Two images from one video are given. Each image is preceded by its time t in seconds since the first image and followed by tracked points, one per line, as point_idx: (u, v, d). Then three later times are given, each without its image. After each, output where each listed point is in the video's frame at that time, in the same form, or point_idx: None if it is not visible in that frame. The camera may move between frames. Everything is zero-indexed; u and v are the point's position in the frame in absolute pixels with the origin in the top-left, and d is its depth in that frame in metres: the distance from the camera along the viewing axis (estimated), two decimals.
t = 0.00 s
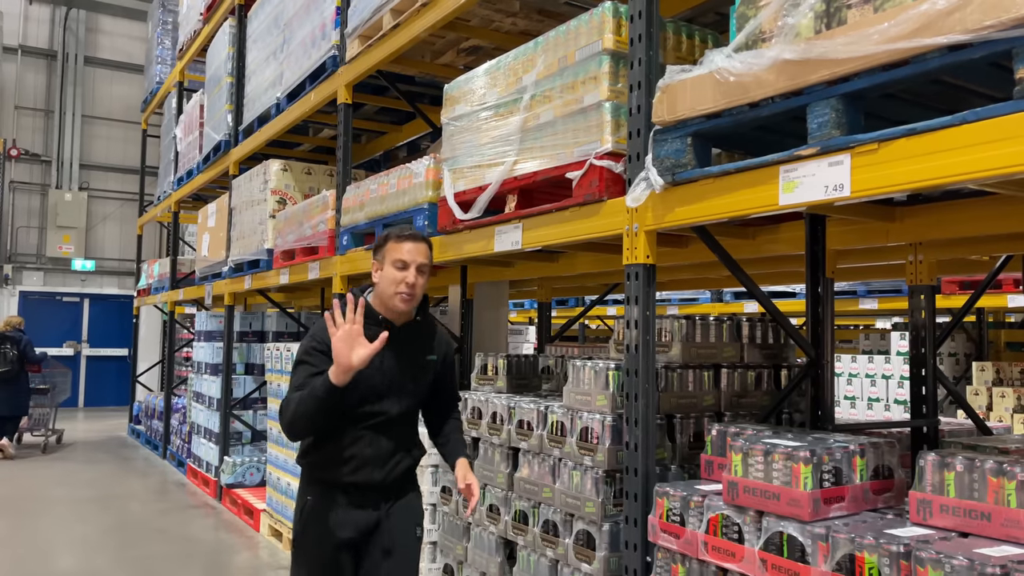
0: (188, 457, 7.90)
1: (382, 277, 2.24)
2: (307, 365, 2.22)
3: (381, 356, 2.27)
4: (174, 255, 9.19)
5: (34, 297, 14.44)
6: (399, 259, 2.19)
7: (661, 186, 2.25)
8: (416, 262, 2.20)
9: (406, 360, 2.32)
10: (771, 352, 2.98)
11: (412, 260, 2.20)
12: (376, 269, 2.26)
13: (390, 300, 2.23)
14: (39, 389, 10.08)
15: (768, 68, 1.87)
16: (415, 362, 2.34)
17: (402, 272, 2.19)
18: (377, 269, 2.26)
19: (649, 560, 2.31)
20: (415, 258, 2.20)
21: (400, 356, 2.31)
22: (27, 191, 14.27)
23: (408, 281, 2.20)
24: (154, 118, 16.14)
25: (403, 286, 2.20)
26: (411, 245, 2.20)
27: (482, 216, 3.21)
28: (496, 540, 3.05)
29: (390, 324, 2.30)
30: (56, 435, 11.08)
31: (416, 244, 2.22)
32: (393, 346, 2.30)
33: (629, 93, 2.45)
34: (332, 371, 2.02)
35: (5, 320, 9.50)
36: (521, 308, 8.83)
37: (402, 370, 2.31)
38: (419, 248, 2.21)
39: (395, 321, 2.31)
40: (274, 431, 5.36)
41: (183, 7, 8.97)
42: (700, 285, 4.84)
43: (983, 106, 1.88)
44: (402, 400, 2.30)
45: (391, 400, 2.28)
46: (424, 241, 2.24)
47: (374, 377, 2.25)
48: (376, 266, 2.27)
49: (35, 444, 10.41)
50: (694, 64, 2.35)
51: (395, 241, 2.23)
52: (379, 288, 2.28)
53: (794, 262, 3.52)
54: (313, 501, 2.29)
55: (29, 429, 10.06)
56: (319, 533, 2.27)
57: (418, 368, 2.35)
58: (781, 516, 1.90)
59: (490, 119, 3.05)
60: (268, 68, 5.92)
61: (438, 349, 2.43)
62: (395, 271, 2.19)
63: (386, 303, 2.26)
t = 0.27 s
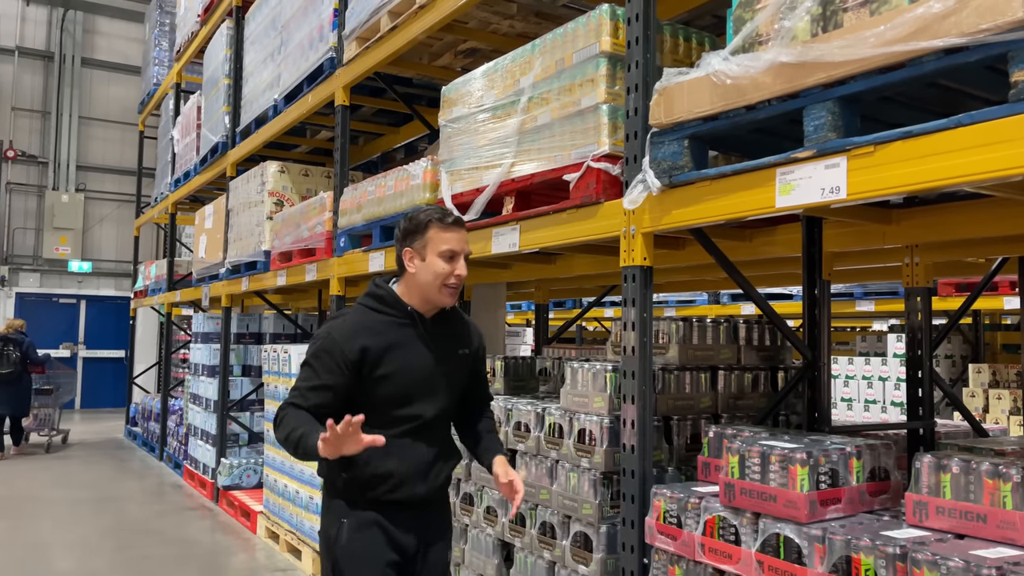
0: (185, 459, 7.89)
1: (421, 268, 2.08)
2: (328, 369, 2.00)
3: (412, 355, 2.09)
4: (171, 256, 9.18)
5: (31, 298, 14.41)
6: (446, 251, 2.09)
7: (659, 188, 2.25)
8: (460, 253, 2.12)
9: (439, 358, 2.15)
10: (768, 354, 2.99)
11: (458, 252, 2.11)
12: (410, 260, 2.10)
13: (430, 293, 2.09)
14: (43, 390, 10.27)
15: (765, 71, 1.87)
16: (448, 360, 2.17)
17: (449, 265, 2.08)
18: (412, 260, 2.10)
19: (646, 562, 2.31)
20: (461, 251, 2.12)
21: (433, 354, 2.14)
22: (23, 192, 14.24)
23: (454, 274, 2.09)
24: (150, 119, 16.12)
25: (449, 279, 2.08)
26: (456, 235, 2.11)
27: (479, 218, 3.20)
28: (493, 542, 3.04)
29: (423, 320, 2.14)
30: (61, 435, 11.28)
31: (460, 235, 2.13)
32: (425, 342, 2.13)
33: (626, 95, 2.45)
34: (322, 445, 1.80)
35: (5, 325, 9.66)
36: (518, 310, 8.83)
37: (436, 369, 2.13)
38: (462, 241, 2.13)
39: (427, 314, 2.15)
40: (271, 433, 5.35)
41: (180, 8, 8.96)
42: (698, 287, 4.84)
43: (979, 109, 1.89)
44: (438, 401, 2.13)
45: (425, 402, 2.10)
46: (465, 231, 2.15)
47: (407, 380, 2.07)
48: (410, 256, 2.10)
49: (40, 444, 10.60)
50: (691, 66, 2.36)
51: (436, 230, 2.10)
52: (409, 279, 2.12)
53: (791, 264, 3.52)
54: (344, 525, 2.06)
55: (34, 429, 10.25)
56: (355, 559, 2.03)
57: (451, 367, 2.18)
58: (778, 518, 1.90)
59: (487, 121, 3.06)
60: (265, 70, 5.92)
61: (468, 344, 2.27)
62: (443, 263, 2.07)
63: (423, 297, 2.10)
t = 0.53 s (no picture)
0: (181, 461, 7.88)
1: (442, 256, 1.91)
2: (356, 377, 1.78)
3: (442, 354, 1.90)
4: (167, 258, 9.17)
5: (26, 300, 14.37)
6: (467, 234, 1.90)
7: (655, 190, 2.26)
8: (484, 236, 1.93)
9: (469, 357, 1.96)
10: (764, 355, 2.99)
11: (481, 235, 1.93)
12: (431, 248, 1.94)
13: (455, 283, 1.91)
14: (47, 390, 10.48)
15: (761, 74, 1.88)
16: (478, 358, 1.99)
17: (471, 248, 1.90)
18: (433, 247, 1.94)
19: (642, 563, 2.31)
20: (485, 234, 1.93)
21: (462, 353, 1.95)
22: (18, 194, 14.21)
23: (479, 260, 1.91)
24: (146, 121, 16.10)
25: (472, 267, 1.90)
26: (478, 217, 1.93)
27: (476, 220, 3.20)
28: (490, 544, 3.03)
29: (448, 314, 1.95)
30: (66, 435, 11.43)
31: (483, 218, 1.94)
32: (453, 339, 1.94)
33: (623, 97, 2.45)
34: (383, 476, 1.63)
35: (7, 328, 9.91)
36: (515, 312, 8.83)
37: (466, 372, 1.94)
38: (486, 224, 1.94)
39: (452, 308, 1.97)
40: (267, 435, 5.34)
41: (176, 10, 8.95)
42: (694, 289, 4.85)
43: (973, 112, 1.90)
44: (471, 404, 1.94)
45: (458, 408, 1.92)
46: (488, 212, 1.97)
47: (439, 383, 1.88)
48: (430, 244, 1.94)
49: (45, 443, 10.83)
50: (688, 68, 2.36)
51: (455, 212, 1.93)
52: (431, 269, 1.95)
53: (787, 266, 3.53)
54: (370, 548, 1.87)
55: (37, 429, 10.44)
56: None
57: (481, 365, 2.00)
58: (774, 519, 1.91)
59: (484, 123, 3.06)
60: (262, 71, 5.92)
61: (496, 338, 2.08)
62: (466, 247, 1.90)
63: (446, 287, 1.92)
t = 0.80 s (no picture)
0: (175, 463, 7.85)
1: (477, 249, 1.77)
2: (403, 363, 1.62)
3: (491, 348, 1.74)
4: (162, 259, 9.14)
5: (20, 301, 14.30)
6: (503, 224, 1.76)
7: (650, 192, 2.26)
8: (522, 227, 1.77)
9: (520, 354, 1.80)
10: (760, 357, 2.99)
11: (519, 226, 1.77)
12: (467, 242, 1.82)
13: (494, 278, 1.75)
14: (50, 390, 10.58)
15: (756, 76, 1.89)
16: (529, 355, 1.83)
17: (508, 240, 1.75)
18: (470, 241, 1.81)
19: (637, 565, 2.31)
20: (523, 225, 1.77)
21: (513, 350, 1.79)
22: (13, 195, 14.16)
23: (517, 252, 1.75)
24: (142, 122, 16.07)
25: (511, 260, 1.74)
26: (516, 207, 1.78)
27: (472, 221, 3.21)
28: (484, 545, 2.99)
29: (492, 309, 1.81)
30: (63, 436, 11.44)
31: (521, 208, 1.79)
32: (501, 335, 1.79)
33: (619, 99, 2.46)
34: (466, 423, 1.43)
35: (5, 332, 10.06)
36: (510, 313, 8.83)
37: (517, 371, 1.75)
38: (524, 214, 1.79)
39: (496, 303, 1.82)
40: (263, 436, 5.32)
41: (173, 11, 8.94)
42: (690, 291, 4.86)
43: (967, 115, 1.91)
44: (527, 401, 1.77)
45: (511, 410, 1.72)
46: (528, 202, 1.82)
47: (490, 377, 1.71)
48: (466, 238, 1.82)
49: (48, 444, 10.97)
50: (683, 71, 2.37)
51: (490, 202, 1.79)
52: (470, 264, 1.82)
53: (783, 267, 3.54)
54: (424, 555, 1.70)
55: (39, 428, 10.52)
56: None
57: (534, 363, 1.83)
58: (769, 521, 1.91)
59: (480, 125, 3.06)
60: (258, 73, 5.92)
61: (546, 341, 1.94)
62: (501, 238, 1.75)
63: (485, 282, 1.78)
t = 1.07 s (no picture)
0: (169, 464, 7.82)
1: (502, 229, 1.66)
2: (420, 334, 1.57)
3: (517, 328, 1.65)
4: (156, 260, 9.11)
5: (13, 301, 14.24)
6: (529, 203, 1.65)
7: (645, 193, 2.26)
8: (550, 204, 1.66)
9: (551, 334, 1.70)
10: (753, 359, 2.98)
11: (547, 205, 1.65)
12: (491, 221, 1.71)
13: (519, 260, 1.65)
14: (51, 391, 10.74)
15: (750, 78, 1.89)
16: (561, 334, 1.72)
17: (535, 220, 1.64)
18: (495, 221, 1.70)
19: (631, 565, 2.32)
20: (551, 204, 1.66)
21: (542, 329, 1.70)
22: (5, 195, 14.09)
23: (544, 231, 1.64)
24: (135, 122, 16.01)
25: (537, 242, 1.64)
26: (544, 183, 1.66)
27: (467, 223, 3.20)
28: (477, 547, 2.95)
29: (517, 293, 1.70)
30: (56, 437, 11.41)
31: (551, 185, 1.67)
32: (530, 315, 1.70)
33: (613, 101, 2.46)
34: (450, 283, 1.46)
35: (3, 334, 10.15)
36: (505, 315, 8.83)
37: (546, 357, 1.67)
38: (554, 192, 1.67)
39: (523, 286, 1.72)
40: (256, 438, 5.31)
41: (166, 11, 8.91)
42: (684, 292, 4.87)
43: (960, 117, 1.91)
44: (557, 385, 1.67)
45: (540, 397, 1.65)
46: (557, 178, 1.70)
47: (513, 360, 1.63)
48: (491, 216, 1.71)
49: (45, 445, 11.02)
50: (677, 72, 2.37)
51: (515, 179, 1.67)
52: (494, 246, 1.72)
53: (776, 269, 3.54)
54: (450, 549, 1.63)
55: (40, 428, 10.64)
56: None
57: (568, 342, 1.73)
58: (763, 522, 1.92)
59: (475, 126, 3.06)
60: (252, 73, 5.91)
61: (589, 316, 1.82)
62: (528, 218, 1.64)
63: (508, 264, 1.67)
